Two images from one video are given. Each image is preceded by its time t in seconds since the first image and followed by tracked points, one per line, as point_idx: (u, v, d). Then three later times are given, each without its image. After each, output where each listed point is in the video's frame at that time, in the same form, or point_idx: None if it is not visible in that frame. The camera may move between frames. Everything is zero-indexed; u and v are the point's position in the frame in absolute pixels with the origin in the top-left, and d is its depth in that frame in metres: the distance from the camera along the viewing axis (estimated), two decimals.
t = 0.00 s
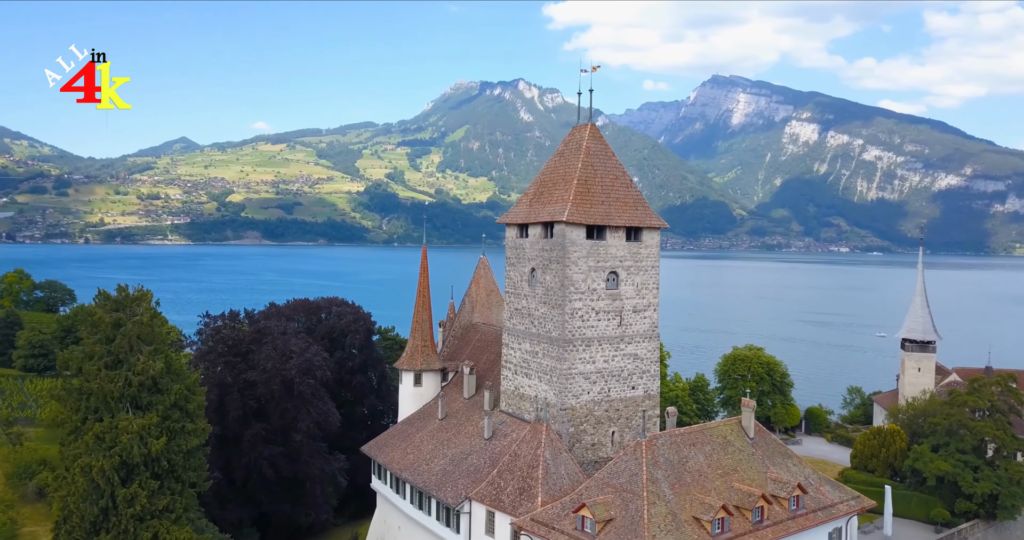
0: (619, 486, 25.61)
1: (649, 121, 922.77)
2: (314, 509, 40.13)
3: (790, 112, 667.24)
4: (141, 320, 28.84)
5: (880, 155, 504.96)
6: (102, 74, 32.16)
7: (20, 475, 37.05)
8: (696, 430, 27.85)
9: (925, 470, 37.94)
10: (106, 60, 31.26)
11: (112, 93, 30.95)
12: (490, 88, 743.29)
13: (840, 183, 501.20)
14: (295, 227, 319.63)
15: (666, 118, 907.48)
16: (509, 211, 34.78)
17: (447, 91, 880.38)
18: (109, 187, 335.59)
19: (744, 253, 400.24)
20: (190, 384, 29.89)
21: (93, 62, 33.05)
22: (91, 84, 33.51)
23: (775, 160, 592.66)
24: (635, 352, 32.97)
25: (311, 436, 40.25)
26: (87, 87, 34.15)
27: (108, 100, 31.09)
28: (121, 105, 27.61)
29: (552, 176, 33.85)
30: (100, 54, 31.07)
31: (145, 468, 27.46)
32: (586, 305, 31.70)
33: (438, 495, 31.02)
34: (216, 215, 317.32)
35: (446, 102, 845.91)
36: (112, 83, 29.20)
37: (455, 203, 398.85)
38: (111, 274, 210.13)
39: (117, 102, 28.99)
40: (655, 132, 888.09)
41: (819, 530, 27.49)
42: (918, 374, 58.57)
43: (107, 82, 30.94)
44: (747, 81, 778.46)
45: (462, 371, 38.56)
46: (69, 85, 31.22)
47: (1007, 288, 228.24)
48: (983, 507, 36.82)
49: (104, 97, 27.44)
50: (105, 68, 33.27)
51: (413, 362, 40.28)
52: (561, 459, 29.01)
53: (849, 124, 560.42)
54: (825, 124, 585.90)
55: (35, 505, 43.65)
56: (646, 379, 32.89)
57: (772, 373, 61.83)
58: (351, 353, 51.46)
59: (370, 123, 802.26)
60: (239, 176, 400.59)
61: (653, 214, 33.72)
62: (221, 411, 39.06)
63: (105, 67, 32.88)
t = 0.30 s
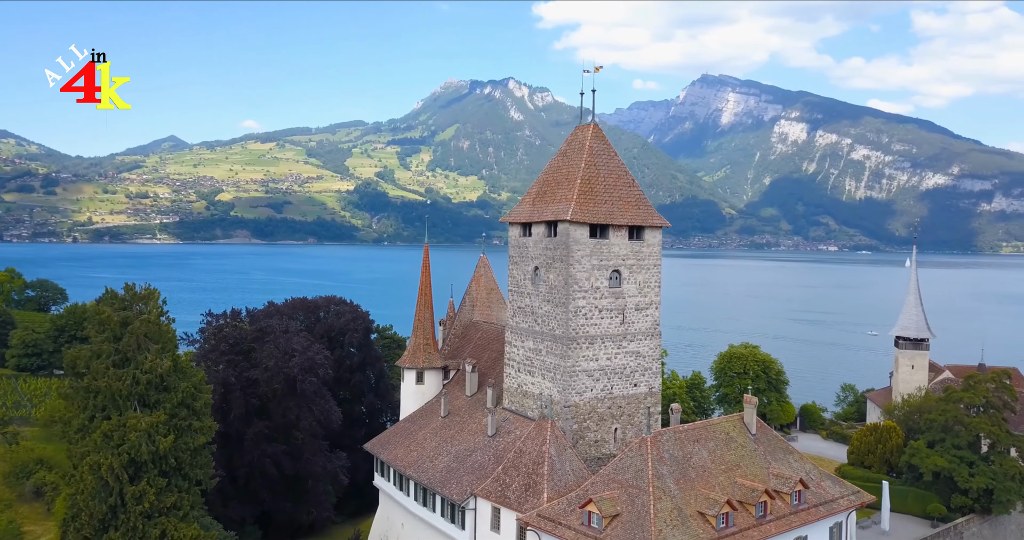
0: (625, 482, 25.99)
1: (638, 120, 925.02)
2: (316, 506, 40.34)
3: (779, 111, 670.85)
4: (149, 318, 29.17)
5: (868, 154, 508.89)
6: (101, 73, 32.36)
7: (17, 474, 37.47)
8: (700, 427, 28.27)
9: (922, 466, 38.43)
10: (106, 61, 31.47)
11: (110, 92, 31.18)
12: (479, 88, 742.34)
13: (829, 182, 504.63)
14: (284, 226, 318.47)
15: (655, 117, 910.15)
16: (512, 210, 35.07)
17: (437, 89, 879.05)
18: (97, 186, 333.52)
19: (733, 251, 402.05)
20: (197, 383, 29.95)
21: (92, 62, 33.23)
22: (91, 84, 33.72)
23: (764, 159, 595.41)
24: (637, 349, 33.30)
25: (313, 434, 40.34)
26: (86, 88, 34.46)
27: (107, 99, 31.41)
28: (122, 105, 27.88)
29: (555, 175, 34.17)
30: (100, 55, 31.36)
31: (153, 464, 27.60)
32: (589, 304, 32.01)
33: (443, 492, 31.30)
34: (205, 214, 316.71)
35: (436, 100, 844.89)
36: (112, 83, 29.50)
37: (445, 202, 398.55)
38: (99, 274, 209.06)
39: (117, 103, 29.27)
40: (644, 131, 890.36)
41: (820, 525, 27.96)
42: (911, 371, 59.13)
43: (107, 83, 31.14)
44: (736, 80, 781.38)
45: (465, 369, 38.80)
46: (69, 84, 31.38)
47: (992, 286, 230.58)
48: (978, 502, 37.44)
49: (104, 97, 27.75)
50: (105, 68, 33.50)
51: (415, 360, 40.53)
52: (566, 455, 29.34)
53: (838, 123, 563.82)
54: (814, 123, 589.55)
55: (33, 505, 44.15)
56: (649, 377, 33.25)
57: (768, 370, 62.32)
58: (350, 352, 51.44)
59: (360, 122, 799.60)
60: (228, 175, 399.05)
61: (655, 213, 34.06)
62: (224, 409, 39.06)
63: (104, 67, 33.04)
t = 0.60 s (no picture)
0: (630, 477, 26.41)
1: (626, 119, 926.77)
2: (318, 503, 40.60)
3: (765, 110, 674.46)
4: (155, 317, 29.40)
5: (854, 154, 512.99)
6: (101, 74, 32.28)
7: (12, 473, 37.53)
8: (702, 422, 28.71)
9: (917, 460, 39.08)
10: (106, 61, 31.45)
11: (110, 92, 31.17)
12: (468, 86, 741.35)
13: (815, 180, 508.41)
14: (272, 225, 317.56)
15: (643, 116, 912.42)
16: (515, 209, 35.39)
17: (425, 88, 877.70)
18: (83, 185, 331.13)
19: (721, 250, 404.31)
20: (203, 380, 30.17)
21: (93, 62, 33.22)
22: (91, 84, 33.64)
23: (751, 158, 598.56)
24: (638, 346, 33.72)
25: (315, 431, 40.51)
26: (86, 87, 34.39)
27: (107, 100, 31.33)
28: (122, 105, 27.96)
29: (557, 174, 34.48)
30: (101, 56, 31.29)
31: (161, 461, 27.82)
32: (591, 302, 32.39)
33: (447, 488, 31.62)
34: (193, 213, 315.51)
35: (424, 99, 843.72)
36: (112, 82, 29.46)
37: (433, 201, 398.47)
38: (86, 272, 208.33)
39: (116, 103, 29.20)
40: (632, 130, 892.89)
41: (820, 520, 28.47)
42: (903, 368, 59.79)
43: (107, 83, 31.15)
44: (723, 80, 784.48)
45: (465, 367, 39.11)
46: (69, 85, 31.33)
47: (975, 284, 233.28)
48: (971, 495, 38.15)
49: (105, 97, 27.70)
50: (105, 68, 33.54)
51: (416, 358, 40.79)
52: (570, 451, 29.79)
53: (824, 122, 567.60)
54: (801, 123, 593.22)
55: (29, 505, 44.84)
56: (649, 374, 33.70)
57: (762, 367, 63.00)
58: (347, 351, 51.49)
59: (348, 121, 796.80)
60: (215, 173, 397.08)
61: (656, 212, 34.45)
62: (227, 407, 39.22)
63: (104, 68, 33.02)
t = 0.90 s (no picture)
0: (633, 473, 26.77)
1: (616, 117, 927.92)
2: (320, 501, 40.67)
3: (755, 109, 677.01)
4: (160, 316, 29.66)
5: (842, 153, 515.82)
6: (101, 74, 32.32)
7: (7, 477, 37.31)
8: (703, 419, 29.08)
9: (911, 456, 39.68)
10: (105, 60, 31.51)
11: (110, 91, 31.12)
12: (458, 84, 739.05)
13: (804, 179, 510.85)
14: (261, 223, 316.32)
15: (633, 115, 913.83)
16: (516, 208, 35.69)
17: (415, 86, 875.95)
18: (70, 183, 328.80)
19: (710, 249, 405.31)
20: (207, 379, 30.34)
21: (93, 62, 33.25)
22: (91, 84, 33.70)
23: (740, 157, 600.88)
24: (639, 344, 34.08)
25: (317, 429, 40.71)
26: (86, 87, 34.44)
27: (107, 100, 31.28)
28: (122, 106, 28.02)
29: (558, 174, 34.78)
30: (101, 56, 31.34)
31: (167, 460, 27.92)
32: (593, 300, 32.70)
33: (451, 484, 31.91)
34: (182, 212, 314.08)
35: (415, 97, 841.88)
36: (112, 84, 29.47)
37: (424, 200, 398.10)
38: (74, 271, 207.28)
39: (117, 103, 29.11)
40: (622, 129, 894.62)
41: (819, 513, 28.97)
42: (896, 365, 60.35)
43: (107, 82, 31.17)
44: (713, 79, 786.76)
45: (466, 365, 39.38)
46: (70, 85, 31.43)
47: (961, 282, 235.44)
48: (965, 490, 38.74)
49: (107, 97, 27.81)
50: (105, 68, 33.63)
51: (417, 356, 40.97)
52: (573, 447, 30.10)
53: (813, 121, 570.61)
54: (790, 122, 595.88)
55: (26, 504, 45.61)
56: (650, 371, 34.03)
57: (756, 364, 63.56)
58: (345, 350, 51.50)
59: (337, 119, 794.14)
60: (204, 172, 395.16)
61: (657, 210, 34.78)
62: (229, 406, 39.39)
63: (105, 67, 33.08)
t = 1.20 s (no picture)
0: (637, 467, 27.19)
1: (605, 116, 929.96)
2: (321, 498, 40.81)
3: (743, 108, 679.91)
4: (167, 314, 29.82)
5: (830, 151, 519.06)
6: (101, 73, 32.71)
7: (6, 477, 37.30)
8: (704, 414, 29.61)
9: (906, 451, 40.33)
10: (106, 61, 31.98)
11: (110, 92, 31.54)
12: (447, 82, 737.92)
13: (792, 177, 513.86)
14: (250, 221, 315.12)
15: (622, 113, 915.84)
16: (517, 207, 36.07)
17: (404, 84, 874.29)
18: (57, 181, 326.44)
19: (699, 246, 407.52)
20: (214, 376, 30.49)
21: (92, 62, 33.67)
22: (91, 84, 34.22)
23: (729, 155, 603.70)
24: (640, 340, 34.51)
25: (318, 426, 40.89)
26: (86, 87, 34.81)
27: (108, 100, 31.69)
28: (123, 105, 28.53)
29: (559, 173, 35.16)
30: (101, 55, 31.74)
31: (174, 456, 28.18)
32: (595, 297, 33.07)
33: (455, 480, 32.29)
34: (170, 210, 312.55)
35: (404, 95, 840.40)
36: (112, 83, 29.96)
37: (413, 198, 397.84)
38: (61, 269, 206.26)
39: (117, 103, 29.47)
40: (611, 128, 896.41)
41: (818, 507, 29.48)
42: (888, 361, 60.99)
43: (107, 83, 31.71)
44: (702, 78, 789.16)
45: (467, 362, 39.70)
46: (69, 85, 31.87)
47: (947, 280, 237.63)
48: (958, 484, 39.42)
49: (108, 98, 28.18)
50: (105, 68, 34.04)
51: (418, 353, 41.24)
52: (576, 443, 30.48)
53: (801, 120, 573.70)
54: (778, 120, 598.84)
55: (23, 502, 46.35)
56: (650, 367, 34.48)
57: (751, 361, 64.19)
58: (343, 348, 51.70)
59: (326, 117, 791.05)
60: (192, 169, 393.12)
61: (657, 209, 35.24)
62: (232, 402, 39.62)
63: (104, 67, 33.47)
